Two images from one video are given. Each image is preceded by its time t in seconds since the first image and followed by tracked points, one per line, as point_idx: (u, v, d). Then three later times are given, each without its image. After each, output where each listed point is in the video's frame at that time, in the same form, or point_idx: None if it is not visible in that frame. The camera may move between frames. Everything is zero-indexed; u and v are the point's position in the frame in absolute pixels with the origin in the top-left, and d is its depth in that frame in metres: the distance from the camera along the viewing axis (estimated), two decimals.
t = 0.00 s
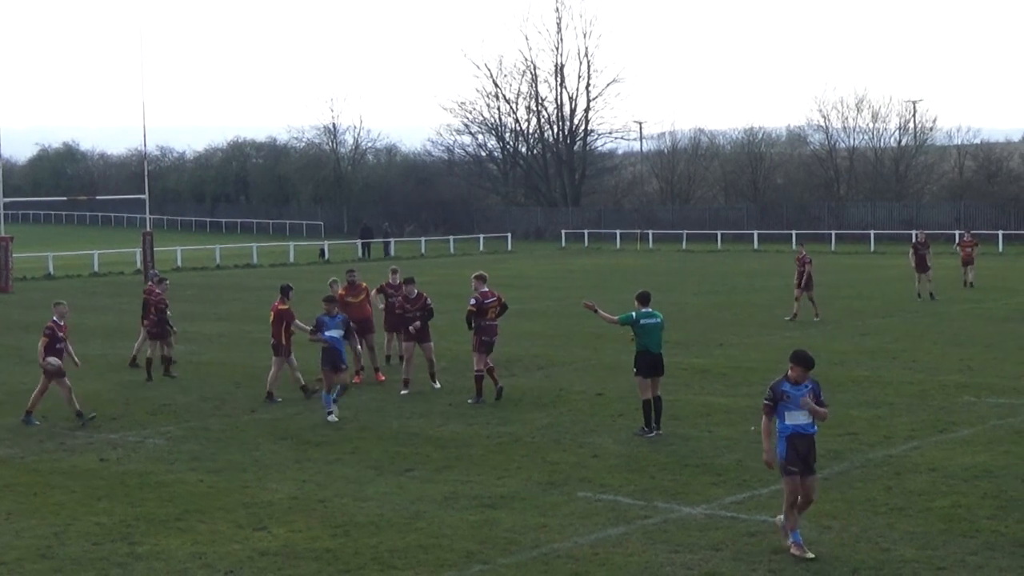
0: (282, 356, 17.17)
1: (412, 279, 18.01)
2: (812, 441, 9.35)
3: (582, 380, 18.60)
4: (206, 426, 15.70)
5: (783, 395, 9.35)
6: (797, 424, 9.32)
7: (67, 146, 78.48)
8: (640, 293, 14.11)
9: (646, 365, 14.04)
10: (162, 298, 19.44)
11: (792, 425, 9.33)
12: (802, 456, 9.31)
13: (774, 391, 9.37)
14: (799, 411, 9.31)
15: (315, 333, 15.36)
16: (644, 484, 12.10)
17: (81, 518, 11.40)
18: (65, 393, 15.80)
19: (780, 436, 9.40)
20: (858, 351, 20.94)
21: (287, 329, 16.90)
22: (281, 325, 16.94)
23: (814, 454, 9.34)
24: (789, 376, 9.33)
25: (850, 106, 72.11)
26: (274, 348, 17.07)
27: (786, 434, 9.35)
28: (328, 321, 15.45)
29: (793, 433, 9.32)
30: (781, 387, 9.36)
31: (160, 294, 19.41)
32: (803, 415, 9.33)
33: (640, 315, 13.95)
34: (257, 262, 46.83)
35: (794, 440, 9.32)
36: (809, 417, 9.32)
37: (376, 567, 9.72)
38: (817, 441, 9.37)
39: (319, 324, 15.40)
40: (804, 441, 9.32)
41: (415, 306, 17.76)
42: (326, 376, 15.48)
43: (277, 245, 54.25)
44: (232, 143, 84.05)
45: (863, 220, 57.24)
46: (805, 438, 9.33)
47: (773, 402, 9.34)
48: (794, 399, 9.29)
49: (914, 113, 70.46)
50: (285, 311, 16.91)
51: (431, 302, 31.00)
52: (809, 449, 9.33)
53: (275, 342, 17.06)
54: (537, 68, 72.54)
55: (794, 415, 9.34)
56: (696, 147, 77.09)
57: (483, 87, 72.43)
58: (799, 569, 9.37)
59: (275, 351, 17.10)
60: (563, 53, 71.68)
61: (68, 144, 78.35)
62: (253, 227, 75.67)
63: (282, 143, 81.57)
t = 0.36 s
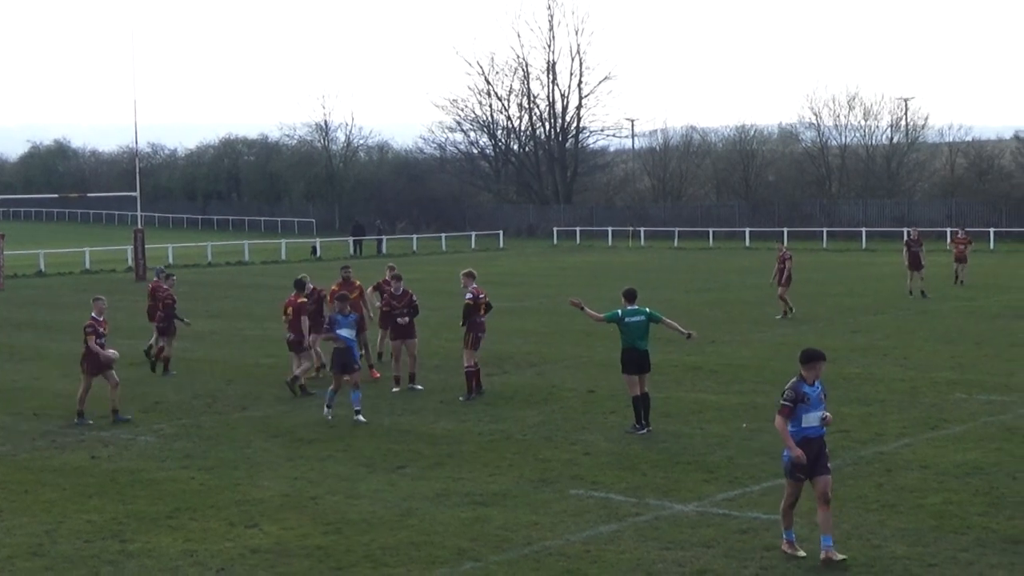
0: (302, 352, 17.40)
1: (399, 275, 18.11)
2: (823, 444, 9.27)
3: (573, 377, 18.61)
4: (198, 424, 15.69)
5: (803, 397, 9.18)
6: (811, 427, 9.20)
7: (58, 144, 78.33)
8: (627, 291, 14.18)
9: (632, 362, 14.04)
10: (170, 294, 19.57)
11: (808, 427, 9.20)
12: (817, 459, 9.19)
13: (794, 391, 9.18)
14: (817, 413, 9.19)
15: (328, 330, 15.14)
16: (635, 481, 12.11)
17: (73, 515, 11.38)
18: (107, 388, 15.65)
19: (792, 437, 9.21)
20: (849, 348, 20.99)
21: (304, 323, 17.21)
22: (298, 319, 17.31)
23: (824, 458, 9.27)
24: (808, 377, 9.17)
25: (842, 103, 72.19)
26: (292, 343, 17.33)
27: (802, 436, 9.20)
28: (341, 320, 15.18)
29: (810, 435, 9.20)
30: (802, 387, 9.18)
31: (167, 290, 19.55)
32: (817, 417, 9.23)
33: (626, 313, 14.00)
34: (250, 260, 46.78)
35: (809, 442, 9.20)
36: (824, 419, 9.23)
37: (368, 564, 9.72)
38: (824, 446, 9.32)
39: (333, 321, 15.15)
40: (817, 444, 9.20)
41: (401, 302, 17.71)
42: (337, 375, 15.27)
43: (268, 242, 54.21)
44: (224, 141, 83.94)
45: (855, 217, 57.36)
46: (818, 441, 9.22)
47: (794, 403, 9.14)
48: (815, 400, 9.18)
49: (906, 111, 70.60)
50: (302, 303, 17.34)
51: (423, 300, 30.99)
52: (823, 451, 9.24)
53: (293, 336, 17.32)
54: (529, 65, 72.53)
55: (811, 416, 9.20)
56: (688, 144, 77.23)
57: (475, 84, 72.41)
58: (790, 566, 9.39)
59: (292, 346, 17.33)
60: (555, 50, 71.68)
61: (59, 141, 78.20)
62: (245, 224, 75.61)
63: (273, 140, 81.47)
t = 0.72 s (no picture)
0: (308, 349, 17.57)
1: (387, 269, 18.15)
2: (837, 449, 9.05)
3: (560, 375, 18.59)
4: (184, 422, 15.62)
5: (822, 400, 8.91)
6: (828, 431, 8.96)
7: (44, 142, 78.03)
8: (612, 288, 14.17)
9: (618, 361, 14.05)
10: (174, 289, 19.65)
11: (826, 432, 8.96)
12: (833, 464, 8.96)
13: (812, 394, 8.91)
14: (834, 417, 8.96)
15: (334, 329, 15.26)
16: (623, 480, 12.10)
17: (58, 514, 11.33)
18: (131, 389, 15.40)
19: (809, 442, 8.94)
20: (835, 346, 21.02)
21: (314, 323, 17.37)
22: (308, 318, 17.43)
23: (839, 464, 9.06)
24: (828, 380, 8.92)
25: (829, 102, 72.25)
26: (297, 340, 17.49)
27: (819, 441, 8.95)
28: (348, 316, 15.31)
29: (827, 440, 8.96)
30: (822, 390, 8.92)
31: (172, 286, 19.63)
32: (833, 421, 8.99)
33: (611, 311, 13.99)
34: (236, 258, 46.57)
35: (826, 447, 8.96)
36: (840, 423, 9.01)
37: (355, 562, 9.70)
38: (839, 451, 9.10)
39: (340, 321, 15.27)
40: (833, 450, 8.98)
41: (389, 300, 17.63)
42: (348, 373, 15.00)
43: (254, 240, 54.01)
44: (210, 138, 83.66)
45: (842, 215, 57.41)
46: (832, 446, 9.00)
47: (814, 405, 8.87)
48: (834, 404, 8.94)
49: (892, 110, 70.76)
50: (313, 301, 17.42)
51: (410, 298, 30.92)
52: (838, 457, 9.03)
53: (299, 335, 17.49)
54: (516, 63, 72.47)
55: (829, 420, 8.96)
56: (675, 143, 77.31)
57: (462, 82, 72.33)
58: (777, 564, 9.39)
59: (300, 343, 17.47)
60: (541, 48, 71.62)
61: (44, 138, 77.91)
62: (231, 222, 75.42)
63: (260, 138, 81.24)
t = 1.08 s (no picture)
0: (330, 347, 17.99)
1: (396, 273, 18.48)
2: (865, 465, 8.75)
3: (554, 377, 18.61)
4: (178, 423, 15.62)
5: (853, 414, 8.61)
6: (858, 447, 8.66)
7: (38, 143, 78.00)
8: (607, 291, 14.18)
9: (613, 361, 14.04)
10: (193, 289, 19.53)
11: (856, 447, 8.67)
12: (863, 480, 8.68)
13: (844, 409, 8.59)
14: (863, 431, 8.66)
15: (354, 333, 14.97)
16: (617, 481, 12.11)
17: (53, 515, 11.32)
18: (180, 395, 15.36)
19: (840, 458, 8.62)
20: (829, 348, 21.07)
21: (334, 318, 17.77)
22: (329, 314, 17.94)
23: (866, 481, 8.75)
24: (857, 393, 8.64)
25: (823, 104, 72.33)
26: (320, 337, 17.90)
27: (850, 458, 8.63)
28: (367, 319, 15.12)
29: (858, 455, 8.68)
30: (851, 405, 8.63)
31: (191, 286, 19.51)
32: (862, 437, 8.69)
33: (606, 313, 14.00)
34: (230, 259, 46.54)
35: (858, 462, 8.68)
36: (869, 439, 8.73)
37: (349, 564, 9.69)
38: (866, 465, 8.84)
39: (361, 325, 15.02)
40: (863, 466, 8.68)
41: (391, 301, 17.84)
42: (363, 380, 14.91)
43: (249, 241, 53.96)
44: (205, 140, 83.60)
45: (836, 217, 57.49)
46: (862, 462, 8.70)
47: (846, 419, 8.55)
48: (863, 418, 8.65)
49: (886, 112, 70.81)
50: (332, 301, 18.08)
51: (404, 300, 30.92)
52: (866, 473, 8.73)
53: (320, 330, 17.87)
54: (510, 65, 72.52)
55: (858, 436, 8.66)
56: (669, 145, 77.29)
57: (456, 84, 72.36)
58: (772, 566, 9.40)
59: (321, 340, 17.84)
60: (536, 50, 71.68)
61: (39, 140, 77.89)
62: (226, 224, 75.34)
63: (254, 139, 81.19)
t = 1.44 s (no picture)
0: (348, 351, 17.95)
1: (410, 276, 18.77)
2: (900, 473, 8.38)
3: (551, 382, 18.61)
4: (176, 428, 15.62)
5: (885, 423, 8.20)
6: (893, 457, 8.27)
7: (36, 148, 78.05)
8: (606, 296, 14.16)
9: (610, 366, 14.04)
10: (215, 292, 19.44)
11: (890, 456, 8.29)
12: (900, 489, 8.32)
13: (875, 420, 8.17)
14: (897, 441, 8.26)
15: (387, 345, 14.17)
16: (614, 487, 12.11)
17: (50, 520, 11.30)
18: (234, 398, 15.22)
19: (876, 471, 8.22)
20: (826, 354, 21.08)
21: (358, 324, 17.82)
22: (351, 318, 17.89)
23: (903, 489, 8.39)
24: (890, 402, 8.20)
25: (820, 110, 72.42)
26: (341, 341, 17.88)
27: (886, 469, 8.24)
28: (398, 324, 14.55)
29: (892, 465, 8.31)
30: (884, 414, 8.20)
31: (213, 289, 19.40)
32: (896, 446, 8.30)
33: (605, 318, 14.00)
34: (228, 264, 46.60)
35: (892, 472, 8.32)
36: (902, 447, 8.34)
37: (345, 569, 9.67)
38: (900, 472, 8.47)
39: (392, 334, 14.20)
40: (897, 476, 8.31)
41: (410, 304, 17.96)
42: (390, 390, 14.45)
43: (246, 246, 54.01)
44: (202, 145, 83.65)
45: (833, 223, 57.60)
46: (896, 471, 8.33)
47: (881, 431, 8.14)
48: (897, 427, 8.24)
49: (884, 118, 70.87)
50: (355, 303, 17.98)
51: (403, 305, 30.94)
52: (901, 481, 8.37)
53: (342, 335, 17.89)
54: (508, 71, 72.59)
55: (893, 445, 8.25)
56: (667, 151, 77.32)
57: (454, 89, 72.40)
58: (769, 572, 9.39)
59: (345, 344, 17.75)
60: (534, 55, 71.75)
61: (37, 144, 77.96)
62: (223, 229, 75.35)
63: (252, 145, 81.23)
